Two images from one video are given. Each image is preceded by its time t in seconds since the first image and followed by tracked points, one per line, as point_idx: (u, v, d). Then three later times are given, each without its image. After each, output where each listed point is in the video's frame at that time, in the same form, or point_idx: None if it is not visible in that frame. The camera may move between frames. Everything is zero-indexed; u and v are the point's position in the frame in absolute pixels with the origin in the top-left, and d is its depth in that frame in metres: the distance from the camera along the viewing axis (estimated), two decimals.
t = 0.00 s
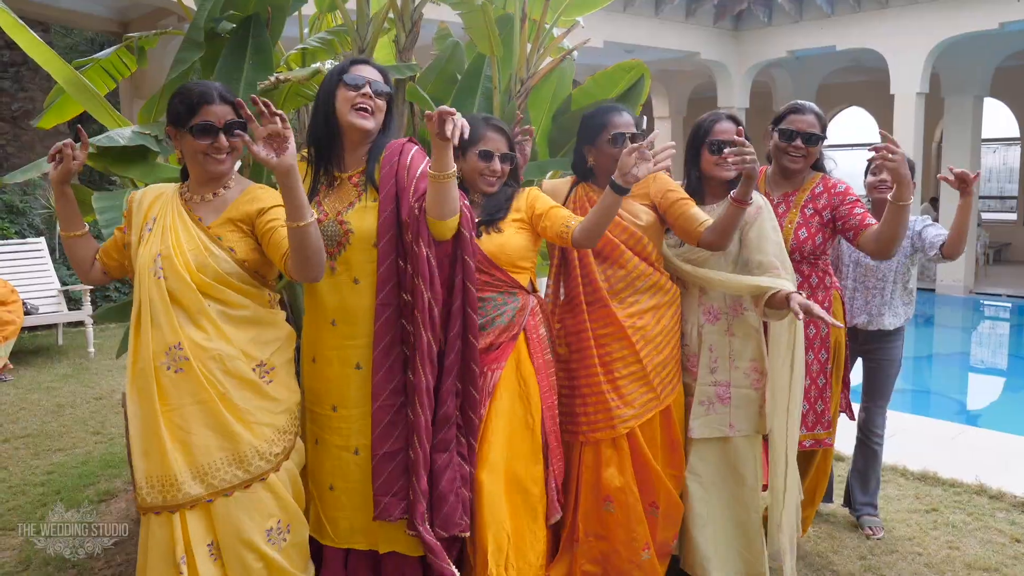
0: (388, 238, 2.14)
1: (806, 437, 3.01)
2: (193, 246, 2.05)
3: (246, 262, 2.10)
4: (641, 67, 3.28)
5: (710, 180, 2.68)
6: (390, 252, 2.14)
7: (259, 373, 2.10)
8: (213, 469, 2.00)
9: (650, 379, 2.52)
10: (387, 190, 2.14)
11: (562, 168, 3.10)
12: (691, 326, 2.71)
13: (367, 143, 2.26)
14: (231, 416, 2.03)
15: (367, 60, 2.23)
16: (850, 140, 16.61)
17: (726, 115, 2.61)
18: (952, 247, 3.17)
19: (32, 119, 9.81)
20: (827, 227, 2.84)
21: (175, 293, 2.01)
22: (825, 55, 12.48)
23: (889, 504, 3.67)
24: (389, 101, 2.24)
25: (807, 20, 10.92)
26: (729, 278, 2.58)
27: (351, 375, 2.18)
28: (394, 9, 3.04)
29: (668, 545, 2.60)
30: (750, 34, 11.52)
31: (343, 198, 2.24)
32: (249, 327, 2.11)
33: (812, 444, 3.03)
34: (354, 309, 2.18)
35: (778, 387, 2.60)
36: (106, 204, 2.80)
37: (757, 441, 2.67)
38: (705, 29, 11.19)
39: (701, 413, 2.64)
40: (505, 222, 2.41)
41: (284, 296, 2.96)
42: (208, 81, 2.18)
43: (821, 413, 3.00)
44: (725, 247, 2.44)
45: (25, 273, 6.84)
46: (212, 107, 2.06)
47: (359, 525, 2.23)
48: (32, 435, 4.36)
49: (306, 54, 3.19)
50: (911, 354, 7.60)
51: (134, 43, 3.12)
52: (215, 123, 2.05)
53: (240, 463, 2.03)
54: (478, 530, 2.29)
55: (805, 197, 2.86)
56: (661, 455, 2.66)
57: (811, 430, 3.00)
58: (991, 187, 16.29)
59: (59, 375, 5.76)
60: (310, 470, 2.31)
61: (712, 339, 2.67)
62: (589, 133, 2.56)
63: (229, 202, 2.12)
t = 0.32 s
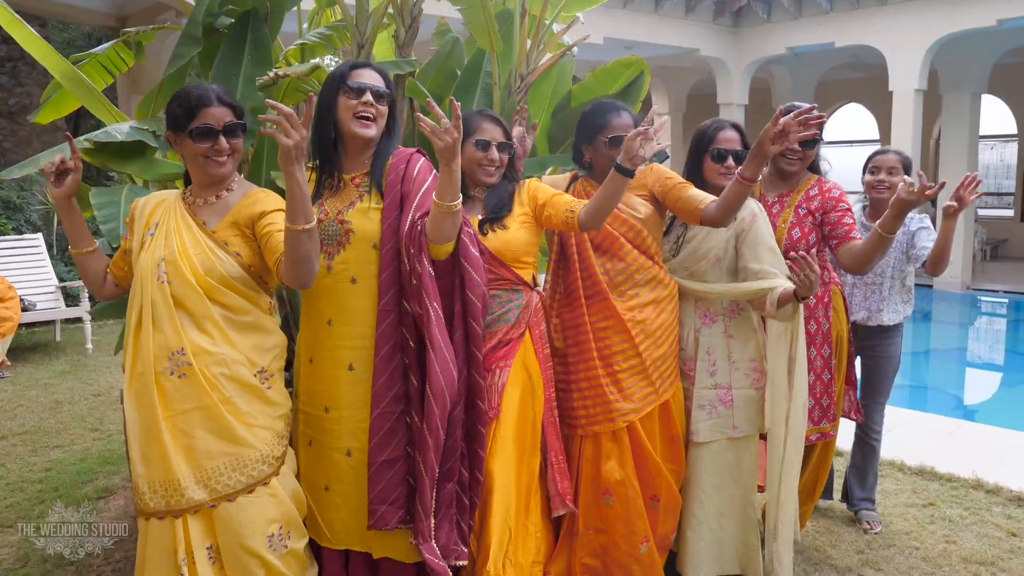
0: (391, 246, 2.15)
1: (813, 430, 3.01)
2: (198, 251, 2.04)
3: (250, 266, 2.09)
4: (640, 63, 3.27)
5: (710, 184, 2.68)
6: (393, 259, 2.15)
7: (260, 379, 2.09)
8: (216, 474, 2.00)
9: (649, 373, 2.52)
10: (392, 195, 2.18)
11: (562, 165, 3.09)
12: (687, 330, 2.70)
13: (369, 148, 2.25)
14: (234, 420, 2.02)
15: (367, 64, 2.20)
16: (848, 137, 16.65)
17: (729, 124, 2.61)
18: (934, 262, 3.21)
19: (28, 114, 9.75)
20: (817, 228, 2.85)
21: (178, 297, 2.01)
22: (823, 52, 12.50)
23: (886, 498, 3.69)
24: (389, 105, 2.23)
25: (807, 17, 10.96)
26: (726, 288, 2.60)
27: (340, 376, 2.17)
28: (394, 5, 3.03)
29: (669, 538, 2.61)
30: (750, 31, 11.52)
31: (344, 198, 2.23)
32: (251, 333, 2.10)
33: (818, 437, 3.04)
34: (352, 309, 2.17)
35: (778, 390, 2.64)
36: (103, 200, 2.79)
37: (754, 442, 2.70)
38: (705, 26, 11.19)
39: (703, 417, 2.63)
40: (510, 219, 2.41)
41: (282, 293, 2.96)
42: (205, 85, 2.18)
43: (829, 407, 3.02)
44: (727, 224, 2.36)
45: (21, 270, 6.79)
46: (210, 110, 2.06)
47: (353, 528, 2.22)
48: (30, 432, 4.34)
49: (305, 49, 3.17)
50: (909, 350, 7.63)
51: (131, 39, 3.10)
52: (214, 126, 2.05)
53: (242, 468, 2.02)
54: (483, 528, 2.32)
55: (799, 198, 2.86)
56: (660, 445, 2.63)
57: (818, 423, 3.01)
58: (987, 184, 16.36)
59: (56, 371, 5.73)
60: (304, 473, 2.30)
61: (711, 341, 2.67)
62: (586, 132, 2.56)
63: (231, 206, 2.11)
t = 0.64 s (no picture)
0: (392, 241, 2.15)
1: (817, 433, 3.00)
2: (198, 251, 2.05)
3: (249, 267, 2.10)
4: (641, 63, 3.28)
5: (710, 177, 2.68)
6: (393, 258, 2.16)
7: (257, 380, 2.10)
8: (214, 474, 2.01)
9: (649, 371, 2.52)
10: (393, 195, 2.17)
11: (562, 165, 3.10)
12: (690, 318, 2.70)
13: (373, 147, 2.28)
14: (232, 421, 2.04)
15: (373, 65, 2.22)
16: (852, 138, 16.59)
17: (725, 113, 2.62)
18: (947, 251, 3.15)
19: (34, 119, 9.85)
20: (823, 224, 2.85)
21: (178, 297, 2.01)
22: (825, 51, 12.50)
23: (893, 501, 3.66)
24: (395, 106, 2.25)
25: (807, 17, 10.95)
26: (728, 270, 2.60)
27: (345, 371, 2.18)
28: (395, 7, 3.05)
29: (672, 540, 2.61)
30: (749, 30, 11.53)
31: (344, 196, 2.25)
32: (249, 333, 2.11)
33: (825, 440, 3.02)
34: (353, 305, 2.17)
35: (778, 380, 2.61)
36: (109, 204, 2.81)
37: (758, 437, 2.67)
38: (705, 27, 11.21)
39: (704, 405, 2.63)
40: (504, 204, 2.42)
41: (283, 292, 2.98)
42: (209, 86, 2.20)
43: (834, 409, 2.98)
44: (724, 237, 2.44)
45: (28, 273, 6.85)
46: (213, 110, 2.08)
47: (352, 527, 2.22)
48: (35, 433, 4.36)
49: (308, 52, 3.19)
50: (914, 350, 7.58)
51: (136, 43, 3.14)
52: (217, 127, 2.06)
53: (241, 468, 2.04)
54: (489, 526, 2.33)
55: (802, 195, 2.86)
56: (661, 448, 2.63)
57: (823, 426, 2.99)
58: (992, 184, 16.28)
59: (61, 373, 5.77)
60: (304, 469, 2.31)
61: (712, 330, 2.67)
62: (583, 118, 2.56)
63: (233, 207, 2.12)
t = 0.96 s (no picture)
0: (399, 241, 2.16)
1: (813, 438, 3.02)
2: (194, 250, 2.05)
3: (245, 268, 2.09)
4: (643, 67, 3.29)
5: (713, 184, 2.68)
6: (400, 256, 2.16)
7: (254, 380, 2.08)
8: (206, 472, 2.01)
9: (649, 382, 2.51)
10: (400, 193, 2.17)
11: (567, 170, 3.10)
12: (696, 325, 2.69)
13: (377, 153, 2.28)
14: (224, 421, 2.03)
15: (377, 69, 2.21)
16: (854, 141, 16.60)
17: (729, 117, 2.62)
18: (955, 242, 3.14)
19: (39, 125, 9.89)
20: (829, 223, 2.85)
21: (173, 296, 2.02)
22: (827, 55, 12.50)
23: (898, 504, 3.66)
24: (399, 111, 2.26)
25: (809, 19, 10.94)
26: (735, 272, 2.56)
27: (351, 376, 2.18)
28: (399, 13, 3.05)
29: (675, 545, 2.60)
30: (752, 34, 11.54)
31: (351, 200, 2.24)
32: (245, 333, 2.10)
33: (821, 445, 3.04)
34: (358, 314, 2.17)
35: (785, 386, 2.62)
36: (114, 210, 2.82)
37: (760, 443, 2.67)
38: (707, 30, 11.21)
39: (710, 412, 2.62)
40: (512, 236, 2.42)
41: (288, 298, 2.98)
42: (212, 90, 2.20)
43: (829, 413, 3.01)
44: (728, 247, 2.44)
45: (32, 279, 6.86)
46: (216, 113, 2.08)
47: (356, 530, 2.20)
48: (40, 440, 4.37)
49: (311, 59, 3.19)
50: (918, 354, 7.57)
51: (141, 49, 3.14)
52: (219, 128, 2.06)
53: (233, 467, 2.02)
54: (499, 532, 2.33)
55: (807, 195, 2.86)
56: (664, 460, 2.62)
57: (819, 431, 3.02)
58: (996, 186, 16.27)
59: (66, 379, 5.78)
60: (310, 473, 2.30)
61: (719, 336, 2.65)
62: (592, 138, 2.57)
63: (235, 208, 2.12)
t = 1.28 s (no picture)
0: (405, 246, 2.16)
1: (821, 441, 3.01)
2: (207, 268, 2.06)
3: (258, 287, 2.10)
4: (645, 71, 3.30)
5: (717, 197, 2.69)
6: (406, 261, 2.16)
7: (260, 398, 2.10)
8: (215, 488, 2.01)
9: (652, 382, 2.51)
10: (405, 199, 2.18)
11: (569, 173, 3.10)
12: (696, 336, 2.69)
13: (382, 157, 2.28)
14: (233, 436, 2.03)
15: (382, 73, 2.22)
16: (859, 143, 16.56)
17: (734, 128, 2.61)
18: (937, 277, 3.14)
19: (43, 130, 9.93)
20: (828, 231, 2.84)
21: (184, 312, 2.02)
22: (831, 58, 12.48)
23: (902, 508, 3.65)
24: (404, 114, 2.26)
25: (812, 23, 10.92)
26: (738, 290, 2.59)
27: (357, 378, 2.18)
28: (401, 18, 3.05)
29: (679, 548, 2.59)
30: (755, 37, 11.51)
31: (355, 205, 2.25)
32: (254, 352, 2.11)
33: (829, 448, 3.03)
34: (364, 316, 2.18)
35: (790, 397, 2.61)
36: (118, 214, 2.82)
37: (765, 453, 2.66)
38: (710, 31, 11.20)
39: (714, 426, 2.61)
40: (521, 225, 2.42)
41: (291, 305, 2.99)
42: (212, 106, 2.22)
43: (839, 416, 3.00)
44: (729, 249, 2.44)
45: (36, 283, 6.88)
46: (214, 128, 2.09)
47: (362, 536, 2.21)
48: (45, 444, 4.38)
49: (315, 64, 3.19)
50: (923, 357, 7.55)
51: (145, 55, 3.16)
52: (220, 144, 2.07)
53: (241, 484, 2.04)
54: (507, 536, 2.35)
55: (807, 203, 2.85)
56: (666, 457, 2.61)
57: (828, 433, 3.00)
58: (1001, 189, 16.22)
59: (70, 383, 5.79)
60: (313, 477, 2.30)
61: (720, 348, 2.65)
62: (590, 139, 2.58)
63: (245, 225, 2.13)
